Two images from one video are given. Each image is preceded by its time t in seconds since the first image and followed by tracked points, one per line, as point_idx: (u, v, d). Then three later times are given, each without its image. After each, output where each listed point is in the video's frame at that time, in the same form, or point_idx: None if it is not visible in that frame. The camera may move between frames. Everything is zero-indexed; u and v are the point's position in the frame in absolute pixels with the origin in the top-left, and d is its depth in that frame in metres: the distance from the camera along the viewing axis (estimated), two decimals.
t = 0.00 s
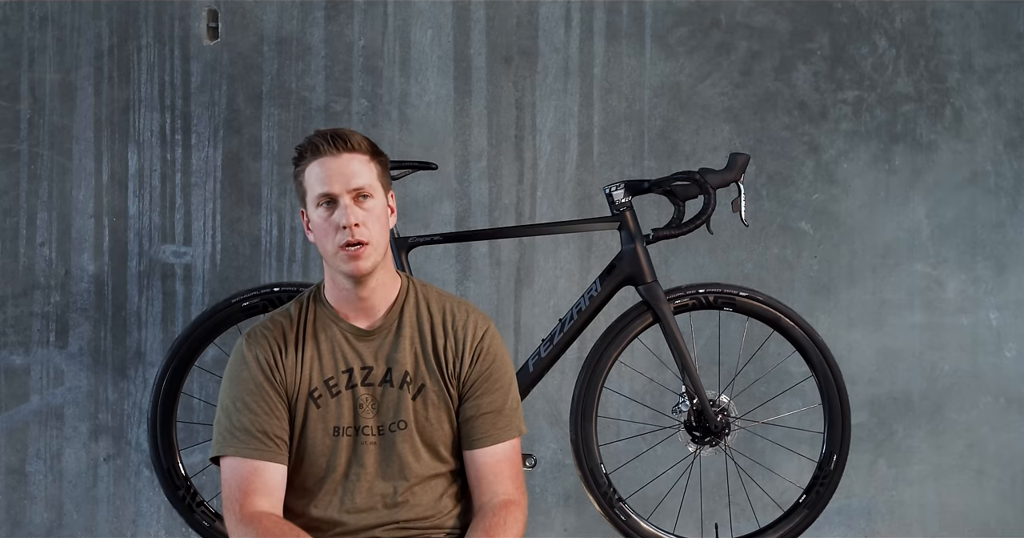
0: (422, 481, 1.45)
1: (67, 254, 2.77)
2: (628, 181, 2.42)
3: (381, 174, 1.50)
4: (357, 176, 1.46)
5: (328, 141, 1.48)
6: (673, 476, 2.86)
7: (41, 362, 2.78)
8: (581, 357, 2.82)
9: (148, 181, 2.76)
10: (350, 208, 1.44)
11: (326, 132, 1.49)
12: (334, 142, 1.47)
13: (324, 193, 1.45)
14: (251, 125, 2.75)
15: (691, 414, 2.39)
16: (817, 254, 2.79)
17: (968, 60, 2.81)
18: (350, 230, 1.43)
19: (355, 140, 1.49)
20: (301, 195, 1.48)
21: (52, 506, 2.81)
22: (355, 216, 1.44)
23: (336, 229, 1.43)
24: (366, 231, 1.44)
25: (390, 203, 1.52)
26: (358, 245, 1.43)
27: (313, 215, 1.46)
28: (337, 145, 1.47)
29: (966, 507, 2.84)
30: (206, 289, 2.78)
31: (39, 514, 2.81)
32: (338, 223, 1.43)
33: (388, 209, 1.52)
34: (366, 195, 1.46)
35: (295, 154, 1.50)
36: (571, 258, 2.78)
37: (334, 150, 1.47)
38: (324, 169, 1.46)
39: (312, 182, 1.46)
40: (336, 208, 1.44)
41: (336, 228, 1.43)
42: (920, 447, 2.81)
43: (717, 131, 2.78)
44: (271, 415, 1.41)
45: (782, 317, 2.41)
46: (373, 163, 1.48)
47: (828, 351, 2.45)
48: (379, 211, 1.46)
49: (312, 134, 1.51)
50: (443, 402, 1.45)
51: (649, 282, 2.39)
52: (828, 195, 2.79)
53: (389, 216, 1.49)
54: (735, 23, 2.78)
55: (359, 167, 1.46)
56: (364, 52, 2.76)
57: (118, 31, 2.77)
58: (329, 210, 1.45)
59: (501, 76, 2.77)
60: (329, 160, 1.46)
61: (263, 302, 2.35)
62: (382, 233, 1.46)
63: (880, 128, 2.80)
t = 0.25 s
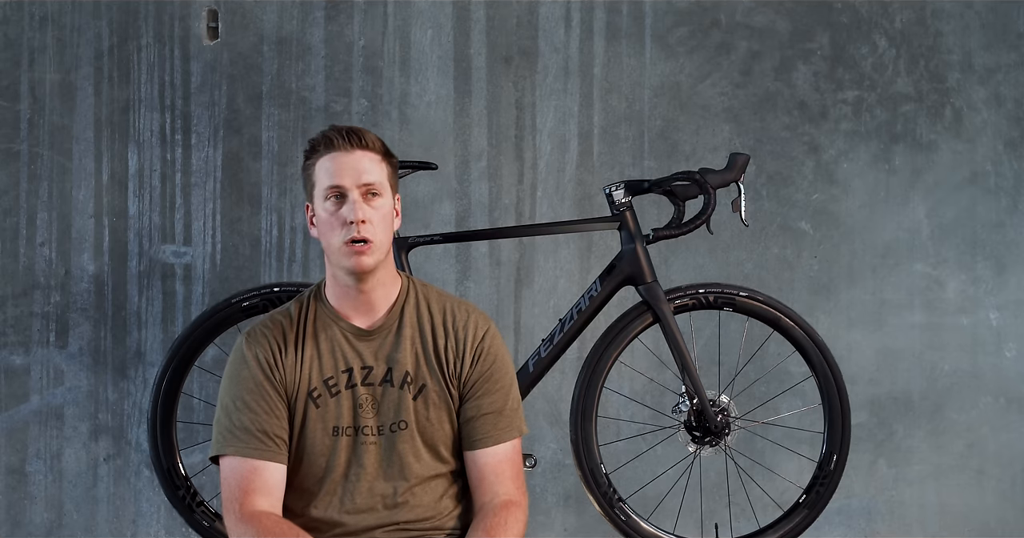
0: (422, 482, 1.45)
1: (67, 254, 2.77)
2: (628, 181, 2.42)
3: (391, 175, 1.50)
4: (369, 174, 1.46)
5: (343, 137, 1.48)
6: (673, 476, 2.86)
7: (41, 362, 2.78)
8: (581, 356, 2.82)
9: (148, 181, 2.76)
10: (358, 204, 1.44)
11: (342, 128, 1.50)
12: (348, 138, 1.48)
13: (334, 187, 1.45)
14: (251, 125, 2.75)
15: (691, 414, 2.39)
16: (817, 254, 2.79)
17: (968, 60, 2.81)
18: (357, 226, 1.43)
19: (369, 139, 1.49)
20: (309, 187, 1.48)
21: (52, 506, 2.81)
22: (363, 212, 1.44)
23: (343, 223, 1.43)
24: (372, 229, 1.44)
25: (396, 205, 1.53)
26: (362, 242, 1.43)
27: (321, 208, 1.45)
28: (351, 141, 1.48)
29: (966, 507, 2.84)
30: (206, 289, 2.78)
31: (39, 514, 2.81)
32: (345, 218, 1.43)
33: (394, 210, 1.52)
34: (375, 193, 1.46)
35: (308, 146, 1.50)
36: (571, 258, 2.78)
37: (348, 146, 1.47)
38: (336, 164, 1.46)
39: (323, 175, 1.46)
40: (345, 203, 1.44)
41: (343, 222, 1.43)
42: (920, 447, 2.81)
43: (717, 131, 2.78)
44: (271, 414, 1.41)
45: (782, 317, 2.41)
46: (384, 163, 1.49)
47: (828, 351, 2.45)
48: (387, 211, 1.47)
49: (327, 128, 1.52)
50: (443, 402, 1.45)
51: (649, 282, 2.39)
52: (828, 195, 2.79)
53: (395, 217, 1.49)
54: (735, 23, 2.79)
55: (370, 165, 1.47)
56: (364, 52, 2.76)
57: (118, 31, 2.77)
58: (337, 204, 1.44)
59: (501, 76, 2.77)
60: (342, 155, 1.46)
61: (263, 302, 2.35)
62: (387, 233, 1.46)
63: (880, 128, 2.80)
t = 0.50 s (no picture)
0: (421, 482, 1.45)
1: (67, 254, 2.77)
2: (628, 181, 2.42)
3: (402, 179, 1.50)
4: (382, 176, 1.47)
5: (361, 136, 1.48)
6: (673, 476, 2.86)
7: (41, 362, 2.78)
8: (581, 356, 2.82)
9: (148, 181, 2.76)
10: (367, 204, 1.45)
11: (360, 126, 1.50)
12: (365, 137, 1.48)
13: (346, 185, 1.45)
14: (251, 125, 2.75)
15: (691, 414, 2.39)
16: (817, 254, 2.79)
17: (968, 60, 2.81)
18: (363, 226, 1.43)
19: (385, 141, 1.50)
20: (320, 182, 1.48)
21: (52, 506, 2.80)
22: (371, 212, 1.44)
23: (351, 221, 1.43)
24: (379, 230, 1.44)
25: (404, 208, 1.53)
26: (366, 242, 1.43)
27: (329, 205, 1.45)
28: (368, 141, 1.48)
29: (966, 507, 2.84)
30: (206, 289, 2.78)
31: (39, 514, 2.81)
32: (354, 218, 1.43)
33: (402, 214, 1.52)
34: (385, 195, 1.46)
35: (323, 140, 1.50)
36: (571, 258, 2.78)
37: (365, 146, 1.47)
38: (350, 162, 1.46)
39: (336, 172, 1.46)
40: (355, 202, 1.45)
41: (350, 221, 1.43)
42: (920, 447, 2.81)
43: (717, 131, 2.78)
44: (271, 413, 1.41)
45: (782, 317, 2.41)
46: (397, 167, 1.49)
47: (828, 351, 2.45)
48: (395, 214, 1.47)
49: (345, 124, 1.52)
50: (442, 403, 1.45)
51: (649, 282, 2.39)
52: (828, 195, 2.79)
53: (402, 221, 1.50)
54: (735, 23, 2.79)
55: (384, 168, 1.47)
56: (364, 52, 2.76)
57: (118, 31, 2.77)
58: (346, 201, 1.45)
59: (501, 76, 2.77)
60: (357, 154, 1.47)
61: (263, 302, 2.35)
62: (393, 235, 1.46)
63: (880, 128, 2.80)
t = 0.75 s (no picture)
0: (420, 481, 1.45)
1: (67, 254, 2.77)
2: (628, 181, 2.42)
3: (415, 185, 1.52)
4: (401, 180, 1.48)
5: (385, 138, 1.50)
6: (673, 476, 2.86)
7: (41, 362, 2.78)
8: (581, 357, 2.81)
9: (148, 181, 2.76)
10: (385, 206, 1.45)
11: (381, 128, 1.51)
12: (388, 140, 1.50)
13: (365, 184, 1.45)
14: (251, 125, 2.75)
15: (691, 414, 2.39)
16: (817, 254, 2.79)
17: (968, 60, 2.81)
18: (380, 227, 1.43)
19: (405, 146, 1.52)
20: (334, 178, 1.48)
21: (52, 506, 2.81)
22: (390, 214, 1.44)
23: (370, 221, 1.43)
24: (394, 233, 1.44)
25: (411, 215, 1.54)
26: (381, 243, 1.43)
27: (346, 202, 1.45)
28: (391, 144, 1.49)
29: (966, 507, 2.84)
30: (206, 289, 2.78)
31: (39, 514, 2.81)
32: (371, 218, 1.43)
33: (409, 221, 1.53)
34: (401, 199, 1.47)
35: (343, 136, 1.51)
36: (571, 258, 2.78)
37: (388, 148, 1.49)
38: (371, 162, 1.47)
39: (356, 170, 1.46)
40: (373, 202, 1.45)
41: (368, 220, 1.43)
42: (920, 447, 2.81)
43: (717, 131, 2.78)
44: (269, 413, 1.40)
45: (782, 316, 2.41)
46: (413, 173, 1.51)
47: (828, 350, 2.45)
48: (408, 219, 1.48)
49: (365, 125, 1.53)
50: (441, 403, 1.46)
51: (649, 282, 2.39)
52: (828, 195, 2.79)
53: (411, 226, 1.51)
54: (735, 23, 2.78)
55: (402, 172, 1.49)
56: (364, 52, 2.76)
57: (118, 31, 2.77)
58: (364, 201, 1.45)
59: (501, 76, 2.77)
60: (378, 155, 1.48)
61: (263, 302, 2.35)
62: (405, 239, 1.47)
63: (880, 128, 2.80)
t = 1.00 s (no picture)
0: (421, 480, 1.46)
1: (67, 254, 2.77)
2: (628, 181, 2.42)
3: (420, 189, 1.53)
4: (409, 185, 1.49)
5: (395, 141, 1.50)
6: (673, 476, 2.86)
7: (41, 362, 2.78)
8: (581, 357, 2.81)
9: (148, 181, 2.76)
10: (392, 209, 1.45)
11: (392, 131, 1.52)
12: (398, 143, 1.50)
13: (374, 186, 1.46)
14: (251, 125, 2.75)
15: (691, 414, 2.39)
16: (817, 254, 2.79)
17: (968, 60, 2.81)
18: (387, 229, 1.43)
19: (414, 150, 1.52)
20: (342, 178, 1.48)
21: (52, 506, 2.81)
22: (397, 217, 1.45)
23: (377, 223, 1.44)
24: (400, 236, 1.45)
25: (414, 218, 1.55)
26: (386, 246, 1.44)
27: (353, 203, 1.46)
28: (401, 147, 1.50)
29: (966, 507, 2.84)
30: (206, 289, 2.78)
31: (39, 514, 2.81)
32: (380, 221, 1.44)
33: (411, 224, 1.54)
34: (407, 203, 1.48)
35: (353, 136, 1.51)
36: (571, 258, 2.78)
37: (397, 151, 1.50)
38: (380, 164, 1.47)
39: (366, 171, 1.47)
40: (382, 205, 1.45)
41: (376, 222, 1.44)
42: (920, 447, 2.81)
43: (717, 131, 2.78)
44: (270, 413, 1.40)
45: (782, 316, 2.41)
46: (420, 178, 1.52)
47: (828, 350, 2.45)
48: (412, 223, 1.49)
49: (375, 126, 1.54)
50: (441, 402, 1.46)
51: (649, 282, 2.39)
52: (828, 195, 2.79)
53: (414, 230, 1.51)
54: (735, 23, 2.78)
55: (410, 177, 1.49)
56: (364, 52, 2.76)
57: (118, 31, 2.77)
58: (373, 203, 1.46)
59: (501, 76, 2.77)
60: (387, 157, 1.48)
61: (263, 302, 2.35)
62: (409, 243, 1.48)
63: (880, 128, 2.80)
